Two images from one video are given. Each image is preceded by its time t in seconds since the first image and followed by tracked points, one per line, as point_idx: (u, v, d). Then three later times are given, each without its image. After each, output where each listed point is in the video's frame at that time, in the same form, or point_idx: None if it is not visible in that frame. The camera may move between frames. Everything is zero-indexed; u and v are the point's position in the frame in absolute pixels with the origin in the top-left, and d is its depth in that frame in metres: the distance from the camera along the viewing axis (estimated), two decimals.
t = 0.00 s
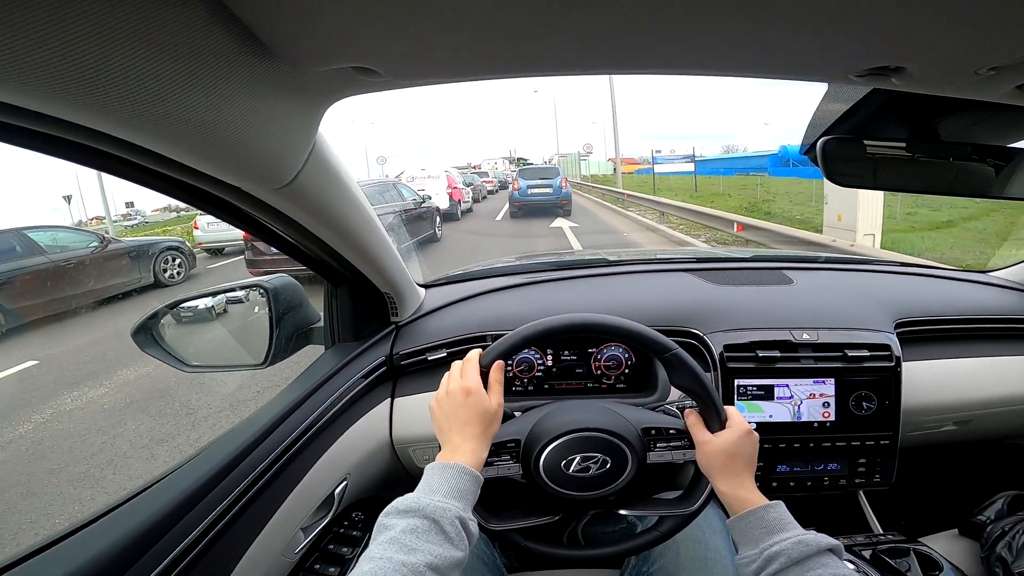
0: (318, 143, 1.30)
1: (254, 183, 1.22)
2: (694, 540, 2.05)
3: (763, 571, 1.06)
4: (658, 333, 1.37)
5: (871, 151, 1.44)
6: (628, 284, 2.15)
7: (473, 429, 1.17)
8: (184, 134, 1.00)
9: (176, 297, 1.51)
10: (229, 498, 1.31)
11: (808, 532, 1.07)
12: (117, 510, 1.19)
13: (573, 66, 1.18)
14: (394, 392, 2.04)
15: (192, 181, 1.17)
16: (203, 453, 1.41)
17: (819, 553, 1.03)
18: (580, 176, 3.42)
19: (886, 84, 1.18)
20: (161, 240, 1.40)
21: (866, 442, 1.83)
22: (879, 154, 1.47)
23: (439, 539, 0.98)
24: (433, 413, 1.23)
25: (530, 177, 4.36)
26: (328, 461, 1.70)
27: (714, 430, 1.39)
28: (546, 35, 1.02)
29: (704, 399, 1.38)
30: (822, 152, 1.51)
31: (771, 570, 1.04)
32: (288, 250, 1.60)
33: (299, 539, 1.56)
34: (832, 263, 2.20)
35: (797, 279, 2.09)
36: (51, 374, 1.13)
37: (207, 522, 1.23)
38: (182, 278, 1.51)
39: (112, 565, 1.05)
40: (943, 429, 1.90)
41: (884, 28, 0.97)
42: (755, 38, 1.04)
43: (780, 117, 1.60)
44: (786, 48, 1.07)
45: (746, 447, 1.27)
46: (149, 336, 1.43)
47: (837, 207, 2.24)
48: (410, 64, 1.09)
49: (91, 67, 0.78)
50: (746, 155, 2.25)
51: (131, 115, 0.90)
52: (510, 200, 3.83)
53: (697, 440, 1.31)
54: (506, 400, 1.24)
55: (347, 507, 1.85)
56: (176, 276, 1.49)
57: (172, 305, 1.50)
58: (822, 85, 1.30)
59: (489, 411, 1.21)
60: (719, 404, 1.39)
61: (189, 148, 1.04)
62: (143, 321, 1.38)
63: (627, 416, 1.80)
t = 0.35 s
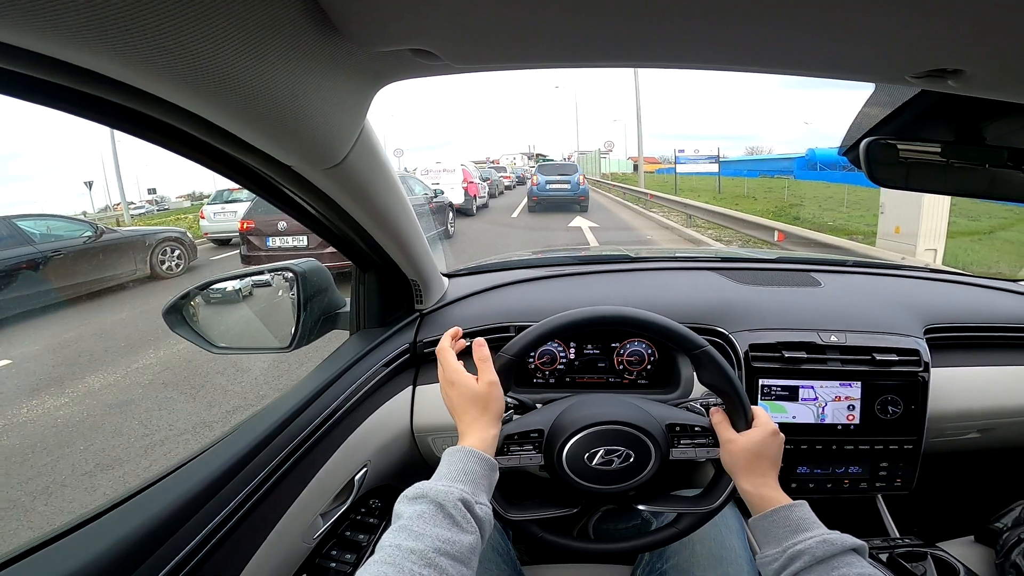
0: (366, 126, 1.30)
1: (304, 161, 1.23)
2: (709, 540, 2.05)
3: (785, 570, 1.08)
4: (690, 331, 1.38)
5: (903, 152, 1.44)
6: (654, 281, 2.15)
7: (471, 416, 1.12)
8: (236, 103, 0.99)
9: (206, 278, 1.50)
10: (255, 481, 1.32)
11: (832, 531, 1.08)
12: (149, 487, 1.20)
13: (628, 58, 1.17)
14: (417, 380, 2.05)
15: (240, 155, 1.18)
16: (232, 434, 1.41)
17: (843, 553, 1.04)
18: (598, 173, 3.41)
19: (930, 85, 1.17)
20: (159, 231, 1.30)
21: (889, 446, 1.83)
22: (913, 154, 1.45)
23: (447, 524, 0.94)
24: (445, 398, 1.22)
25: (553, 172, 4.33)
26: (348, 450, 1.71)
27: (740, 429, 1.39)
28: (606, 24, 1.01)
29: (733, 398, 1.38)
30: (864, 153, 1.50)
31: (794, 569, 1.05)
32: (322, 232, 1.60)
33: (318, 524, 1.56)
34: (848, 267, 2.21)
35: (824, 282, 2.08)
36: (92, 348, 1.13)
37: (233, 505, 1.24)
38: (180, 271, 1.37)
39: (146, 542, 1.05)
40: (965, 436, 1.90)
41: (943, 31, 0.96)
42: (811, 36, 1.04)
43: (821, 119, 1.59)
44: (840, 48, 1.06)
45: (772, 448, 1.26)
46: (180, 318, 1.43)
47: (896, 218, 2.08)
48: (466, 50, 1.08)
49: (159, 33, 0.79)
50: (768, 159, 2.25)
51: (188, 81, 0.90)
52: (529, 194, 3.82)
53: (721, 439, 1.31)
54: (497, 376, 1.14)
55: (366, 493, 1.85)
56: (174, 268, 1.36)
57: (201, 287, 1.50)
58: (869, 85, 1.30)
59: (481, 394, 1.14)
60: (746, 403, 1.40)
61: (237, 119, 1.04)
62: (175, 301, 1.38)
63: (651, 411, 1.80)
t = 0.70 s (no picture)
0: (357, 119, 1.28)
1: (290, 153, 1.20)
2: (709, 541, 2.03)
3: (788, 573, 1.05)
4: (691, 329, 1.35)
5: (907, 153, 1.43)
6: (654, 279, 2.12)
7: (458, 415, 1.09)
8: (224, 92, 0.97)
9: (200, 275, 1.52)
10: (246, 482, 1.28)
11: (836, 534, 1.05)
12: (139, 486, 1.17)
13: (627, 47, 1.14)
14: (413, 379, 2.02)
15: (224, 149, 1.15)
16: (224, 433, 1.38)
17: (846, 556, 1.01)
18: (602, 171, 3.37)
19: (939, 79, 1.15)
20: (132, 233, 1.22)
21: (893, 446, 1.80)
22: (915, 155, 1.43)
23: (436, 524, 0.90)
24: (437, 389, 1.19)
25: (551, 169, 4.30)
26: (344, 449, 1.67)
27: (740, 430, 1.37)
28: (606, 12, 0.98)
29: (737, 400, 1.37)
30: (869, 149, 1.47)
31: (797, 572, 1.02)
32: (317, 229, 1.58)
33: (312, 525, 1.54)
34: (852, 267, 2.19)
35: (826, 281, 2.05)
36: (85, 344, 1.10)
37: (224, 505, 1.21)
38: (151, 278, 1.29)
39: (134, 543, 1.02)
40: (969, 437, 1.87)
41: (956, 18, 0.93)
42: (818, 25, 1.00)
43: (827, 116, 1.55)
44: (848, 37, 1.03)
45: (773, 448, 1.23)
46: (173, 314, 1.40)
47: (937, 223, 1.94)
48: (461, 39, 1.05)
49: (136, 19, 0.76)
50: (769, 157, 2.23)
51: (170, 68, 0.87)
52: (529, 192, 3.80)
53: (723, 439, 1.29)
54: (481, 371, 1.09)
55: (361, 493, 1.82)
56: (145, 275, 1.28)
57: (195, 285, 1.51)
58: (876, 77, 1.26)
59: (467, 390, 1.11)
60: (747, 403, 1.38)
61: (225, 108, 1.01)
62: (168, 299, 1.37)
63: (651, 411, 1.78)
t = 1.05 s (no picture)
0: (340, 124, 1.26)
1: (274, 160, 1.18)
2: (701, 537, 2.05)
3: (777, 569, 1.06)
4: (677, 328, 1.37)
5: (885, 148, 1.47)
6: (641, 278, 2.14)
7: (473, 413, 1.22)
8: (206, 103, 0.97)
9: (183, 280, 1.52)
10: (235, 490, 1.28)
11: (824, 530, 1.07)
12: (126, 496, 1.16)
13: (609, 49, 1.15)
14: (403, 382, 2.02)
15: (209, 156, 1.14)
16: (213, 441, 1.38)
17: (835, 551, 1.02)
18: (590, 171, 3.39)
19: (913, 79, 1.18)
20: (78, 248, 1.12)
21: (878, 439, 1.83)
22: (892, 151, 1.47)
23: (439, 527, 0.97)
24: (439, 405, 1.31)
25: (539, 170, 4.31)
26: (334, 453, 1.67)
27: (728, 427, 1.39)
28: (583, 15, 0.99)
29: (723, 395, 1.36)
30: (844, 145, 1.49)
31: (786, 568, 1.04)
32: (303, 235, 1.58)
33: (306, 529, 1.53)
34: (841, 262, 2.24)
35: (810, 276, 2.08)
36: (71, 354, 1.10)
37: (213, 513, 1.20)
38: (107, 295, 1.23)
39: (122, 554, 1.02)
40: (953, 428, 1.90)
41: (925, 19, 0.95)
42: (793, 25, 1.02)
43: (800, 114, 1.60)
44: (823, 37, 1.05)
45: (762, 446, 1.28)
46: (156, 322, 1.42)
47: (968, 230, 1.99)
48: (442, 44, 1.06)
49: (112, 29, 0.76)
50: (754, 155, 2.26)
51: (148, 80, 0.87)
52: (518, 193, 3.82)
53: (713, 437, 1.32)
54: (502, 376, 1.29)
55: (354, 498, 1.82)
56: (94, 292, 1.17)
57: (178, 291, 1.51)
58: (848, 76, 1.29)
59: (483, 394, 1.26)
60: (735, 401, 1.39)
61: (207, 119, 1.01)
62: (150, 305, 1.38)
63: (639, 410, 1.79)
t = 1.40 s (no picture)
0: (292, 134, 1.26)
1: (225, 173, 1.17)
2: (679, 535, 2.07)
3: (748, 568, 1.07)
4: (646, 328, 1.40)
5: (847, 148, 1.47)
6: (614, 280, 2.15)
7: (447, 424, 1.24)
8: (150, 121, 0.96)
9: (157, 293, 1.44)
10: (202, 502, 1.28)
11: (794, 528, 1.08)
12: (90, 511, 1.16)
13: (556, 55, 1.18)
14: (378, 390, 2.01)
15: (158, 171, 1.12)
16: (181, 454, 1.38)
17: (804, 549, 1.04)
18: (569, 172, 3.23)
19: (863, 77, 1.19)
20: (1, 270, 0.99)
21: (849, 433, 1.84)
22: (855, 150, 1.49)
23: (412, 535, 1.00)
24: (411, 413, 1.32)
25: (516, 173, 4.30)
26: (308, 463, 1.66)
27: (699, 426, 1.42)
28: (526, 22, 1.01)
29: (693, 397, 1.41)
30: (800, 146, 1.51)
31: (756, 567, 1.05)
32: (267, 246, 1.58)
33: (282, 539, 1.53)
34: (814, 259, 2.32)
35: (779, 274, 2.09)
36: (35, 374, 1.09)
37: (180, 527, 1.20)
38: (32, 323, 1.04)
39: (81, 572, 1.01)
40: (923, 420, 1.92)
41: (864, 18, 0.96)
42: (739, 25, 1.03)
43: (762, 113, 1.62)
44: (764, 37, 1.06)
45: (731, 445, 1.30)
46: (126, 338, 1.39)
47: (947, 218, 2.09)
48: (389, 54, 1.07)
49: (41, 52, 0.74)
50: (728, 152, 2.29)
51: (83, 102, 0.85)
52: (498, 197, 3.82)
53: (683, 437, 1.34)
54: (476, 387, 1.31)
55: (331, 507, 1.81)
56: (23, 318, 1.03)
57: (148, 304, 1.44)
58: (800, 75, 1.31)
59: (456, 404, 1.28)
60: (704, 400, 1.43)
61: (150, 138, 0.99)
62: (119, 322, 1.33)
63: (612, 411, 1.79)
